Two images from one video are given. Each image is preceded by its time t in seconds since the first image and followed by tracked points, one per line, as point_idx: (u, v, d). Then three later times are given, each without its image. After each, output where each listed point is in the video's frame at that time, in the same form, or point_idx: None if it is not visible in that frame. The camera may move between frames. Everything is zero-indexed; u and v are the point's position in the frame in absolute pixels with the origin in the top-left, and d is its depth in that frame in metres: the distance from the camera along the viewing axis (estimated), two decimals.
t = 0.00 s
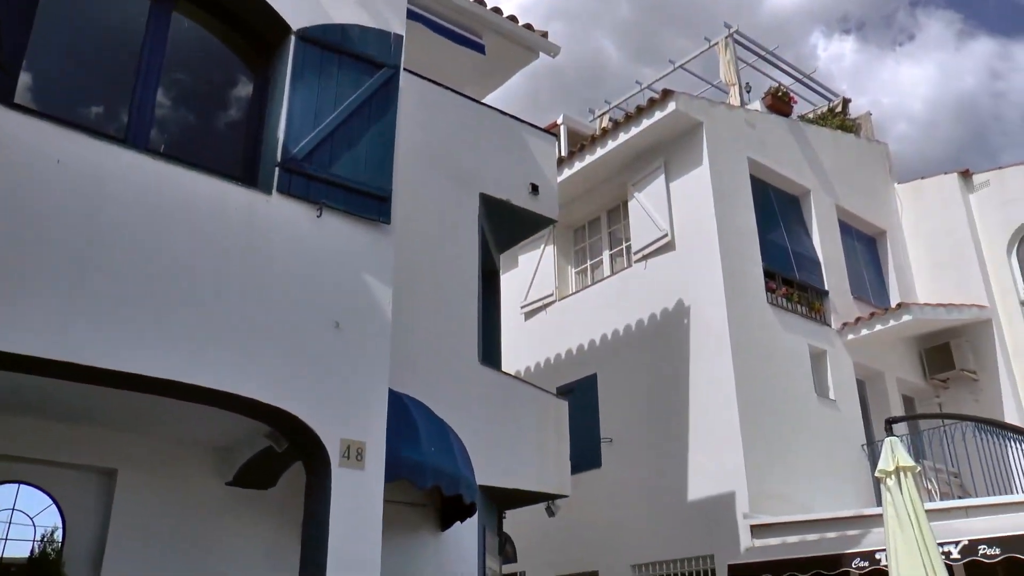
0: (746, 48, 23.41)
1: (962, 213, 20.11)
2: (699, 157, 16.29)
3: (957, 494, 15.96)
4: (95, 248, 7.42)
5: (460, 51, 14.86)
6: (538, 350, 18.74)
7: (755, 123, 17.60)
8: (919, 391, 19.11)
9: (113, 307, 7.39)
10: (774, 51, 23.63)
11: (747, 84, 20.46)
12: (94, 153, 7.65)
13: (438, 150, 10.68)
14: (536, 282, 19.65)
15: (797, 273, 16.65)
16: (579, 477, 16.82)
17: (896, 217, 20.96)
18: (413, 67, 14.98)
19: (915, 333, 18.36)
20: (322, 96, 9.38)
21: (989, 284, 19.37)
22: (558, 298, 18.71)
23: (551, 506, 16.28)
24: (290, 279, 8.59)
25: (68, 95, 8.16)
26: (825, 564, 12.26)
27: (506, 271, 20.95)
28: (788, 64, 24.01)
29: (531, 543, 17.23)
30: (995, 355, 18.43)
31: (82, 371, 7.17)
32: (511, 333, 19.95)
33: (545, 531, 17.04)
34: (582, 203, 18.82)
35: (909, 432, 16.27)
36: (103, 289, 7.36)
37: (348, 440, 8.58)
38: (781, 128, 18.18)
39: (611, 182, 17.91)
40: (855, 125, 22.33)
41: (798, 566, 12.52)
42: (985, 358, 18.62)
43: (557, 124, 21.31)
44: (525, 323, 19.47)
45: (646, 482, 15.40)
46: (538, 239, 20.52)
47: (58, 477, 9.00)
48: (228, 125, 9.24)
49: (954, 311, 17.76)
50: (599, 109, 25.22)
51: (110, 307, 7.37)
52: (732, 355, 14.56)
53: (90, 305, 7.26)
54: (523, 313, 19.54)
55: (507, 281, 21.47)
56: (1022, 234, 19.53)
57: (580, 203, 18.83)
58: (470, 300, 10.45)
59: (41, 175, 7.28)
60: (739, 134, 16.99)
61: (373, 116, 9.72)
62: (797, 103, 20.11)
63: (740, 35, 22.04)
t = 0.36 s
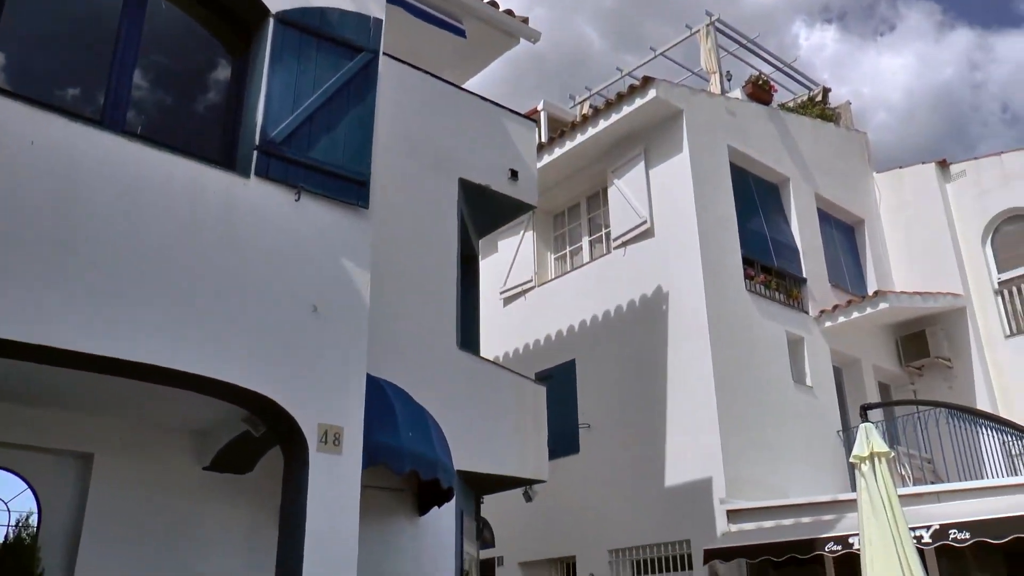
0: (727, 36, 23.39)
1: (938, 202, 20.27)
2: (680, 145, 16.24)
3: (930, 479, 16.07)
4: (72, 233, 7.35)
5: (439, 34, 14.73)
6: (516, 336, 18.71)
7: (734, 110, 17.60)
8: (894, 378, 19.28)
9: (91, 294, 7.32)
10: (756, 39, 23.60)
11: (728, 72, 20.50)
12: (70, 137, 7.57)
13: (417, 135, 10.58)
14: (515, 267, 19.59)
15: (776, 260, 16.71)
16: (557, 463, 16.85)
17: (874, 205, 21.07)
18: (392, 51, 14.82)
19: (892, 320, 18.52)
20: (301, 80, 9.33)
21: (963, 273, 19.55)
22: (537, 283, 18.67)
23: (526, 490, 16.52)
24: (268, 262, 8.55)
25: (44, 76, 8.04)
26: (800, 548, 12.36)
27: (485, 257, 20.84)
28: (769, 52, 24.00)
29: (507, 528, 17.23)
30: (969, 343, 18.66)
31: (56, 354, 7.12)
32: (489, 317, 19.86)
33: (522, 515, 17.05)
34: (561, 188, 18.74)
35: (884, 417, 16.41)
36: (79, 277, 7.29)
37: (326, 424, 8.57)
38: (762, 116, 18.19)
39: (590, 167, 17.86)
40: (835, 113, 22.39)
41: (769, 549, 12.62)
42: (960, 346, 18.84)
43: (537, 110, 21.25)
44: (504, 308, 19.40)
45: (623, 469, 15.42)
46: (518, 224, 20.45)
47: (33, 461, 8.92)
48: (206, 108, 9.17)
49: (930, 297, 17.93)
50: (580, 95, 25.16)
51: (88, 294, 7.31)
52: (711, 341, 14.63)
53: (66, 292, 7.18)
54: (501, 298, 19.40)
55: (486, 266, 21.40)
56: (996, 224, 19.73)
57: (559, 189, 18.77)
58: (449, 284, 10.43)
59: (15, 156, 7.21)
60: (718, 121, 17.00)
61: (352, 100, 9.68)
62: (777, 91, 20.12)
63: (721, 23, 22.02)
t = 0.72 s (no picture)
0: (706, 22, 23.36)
1: (914, 189, 20.24)
2: (658, 130, 16.21)
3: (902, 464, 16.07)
4: (44, 215, 7.26)
5: (416, 16, 14.57)
6: (493, 320, 18.66)
7: (712, 96, 17.61)
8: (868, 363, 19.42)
9: (62, 275, 7.23)
10: (735, 26, 23.58)
11: (706, 58, 20.50)
12: (41, 115, 7.46)
13: (394, 116, 10.53)
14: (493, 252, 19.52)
15: (752, 246, 16.77)
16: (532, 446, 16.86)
17: (851, 192, 21.13)
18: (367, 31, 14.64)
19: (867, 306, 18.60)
20: (277, 61, 9.25)
21: (936, 260, 19.59)
22: (514, 268, 18.61)
23: (501, 473, 15.59)
24: (243, 244, 8.51)
25: (16, 53, 7.84)
26: (773, 530, 12.33)
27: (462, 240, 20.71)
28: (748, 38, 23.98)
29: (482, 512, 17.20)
30: (941, 329, 18.77)
31: (28, 335, 7.04)
32: (466, 302, 19.78)
33: (496, 498, 17.04)
34: (539, 173, 18.65)
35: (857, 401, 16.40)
36: (51, 259, 7.20)
37: (301, 407, 8.55)
38: (739, 102, 18.21)
39: (567, 152, 17.80)
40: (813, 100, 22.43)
41: (744, 532, 12.53)
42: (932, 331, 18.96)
43: (515, 94, 21.16)
44: (482, 292, 19.34)
45: (599, 453, 15.45)
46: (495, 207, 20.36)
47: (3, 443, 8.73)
48: (181, 89, 9.08)
49: (905, 283, 18.02)
50: (558, 80, 25.10)
51: (60, 277, 7.23)
52: (687, 326, 14.67)
53: (38, 275, 7.10)
54: (479, 282, 19.33)
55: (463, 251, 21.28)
56: (969, 212, 19.71)
57: (537, 173, 18.69)
58: (425, 266, 10.41)
59: None
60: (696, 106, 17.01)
61: (328, 81, 9.62)
62: (755, 78, 20.12)
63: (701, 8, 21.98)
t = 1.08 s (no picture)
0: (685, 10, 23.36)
1: (887, 177, 20.03)
2: (635, 117, 16.17)
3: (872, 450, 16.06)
4: (14, 197, 7.17)
5: None
6: (468, 304, 18.55)
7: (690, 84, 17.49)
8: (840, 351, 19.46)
9: (33, 258, 7.15)
10: (713, 13, 23.56)
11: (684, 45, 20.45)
12: (12, 95, 7.35)
13: (371, 101, 10.49)
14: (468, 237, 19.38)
15: (727, 233, 16.76)
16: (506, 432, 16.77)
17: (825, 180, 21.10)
18: (343, 14, 14.50)
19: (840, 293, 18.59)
20: (252, 43, 9.18)
21: (909, 249, 19.36)
22: (489, 253, 18.51)
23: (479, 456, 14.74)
24: (217, 227, 8.45)
25: None
26: (741, 515, 12.49)
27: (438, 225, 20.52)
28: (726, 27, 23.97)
29: (455, 496, 17.14)
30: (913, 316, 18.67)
31: None
32: (441, 287, 19.63)
33: (469, 483, 17.00)
34: (516, 158, 18.54)
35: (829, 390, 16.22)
36: (22, 241, 7.12)
37: (275, 392, 8.52)
38: (715, 89, 18.12)
39: (544, 139, 17.66)
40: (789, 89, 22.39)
41: (714, 516, 12.64)
42: (904, 319, 18.88)
43: (494, 80, 21.10)
44: (457, 277, 19.21)
45: (573, 439, 15.45)
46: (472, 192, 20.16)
47: None
48: (156, 70, 9.00)
49: (878, 272, 17.98)
50: (536, 65, 25.10)
51: (31, 259, 7.14)
52: (662, 312, 14.66)
53: (9, 257, 7.01)
54: (455, 267, 19.20)
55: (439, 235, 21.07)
56: (941, 202, 19.42)
57: (513, 159, 18.53)
58: (399, 250, 10.36)
59: None
60: (673, 93, 16.94)
61: (303, 64, 9.56)
62: (732, 66, 20.10)
63: None
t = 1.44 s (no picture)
0: None
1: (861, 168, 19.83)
2: (610, 104, 15.92)
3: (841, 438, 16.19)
4: None
5: None
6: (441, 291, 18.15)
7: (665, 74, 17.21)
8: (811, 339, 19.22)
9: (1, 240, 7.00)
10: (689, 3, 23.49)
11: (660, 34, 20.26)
12: None
13: (344, 85, 10.42)
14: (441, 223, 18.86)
15: (701, 222, 16.60)
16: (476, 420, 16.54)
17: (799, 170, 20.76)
18: None
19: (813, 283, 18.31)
20: (224, 26, 9.08)
21: (881, 243, 19.26)
22: (463, 240, 18.07)
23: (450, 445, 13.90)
24: (189, 211, 8.35)
25: None
26: (715, 502, 12.43)
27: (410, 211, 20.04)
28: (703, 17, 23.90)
29: (426, 483, 16.98)
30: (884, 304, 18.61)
31: None
32: (413, 274, 19.21)
33: (440, 470, 16.83)
34: (489, 145, 18.14)
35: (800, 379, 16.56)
36: None
37: (246, 376, 8.46)
38: (690, 78, 17.85)
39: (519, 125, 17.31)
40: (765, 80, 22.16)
41: (686, 503, 12.59)
42: (875, 307, 18.80)
43: (469, 66, 21.01)
44: (430, 264, 18.77)
45: (544, 425, 15.27)
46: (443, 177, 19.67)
47: None
48: (129, 51, 8.57)
49: (849, 262, 17.78)
50: (512, 52, 25.15)
51: None
52: (635, 300, 14.49)
53: None
54: (427, 254, 18.76)
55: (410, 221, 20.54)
56: (913, 192, 19.32)
57: (487, 145, 18.15)
58: (372, 235, 10.31)
59: None
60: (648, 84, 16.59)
61: (276, 48, 9.50)
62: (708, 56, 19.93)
63: None
